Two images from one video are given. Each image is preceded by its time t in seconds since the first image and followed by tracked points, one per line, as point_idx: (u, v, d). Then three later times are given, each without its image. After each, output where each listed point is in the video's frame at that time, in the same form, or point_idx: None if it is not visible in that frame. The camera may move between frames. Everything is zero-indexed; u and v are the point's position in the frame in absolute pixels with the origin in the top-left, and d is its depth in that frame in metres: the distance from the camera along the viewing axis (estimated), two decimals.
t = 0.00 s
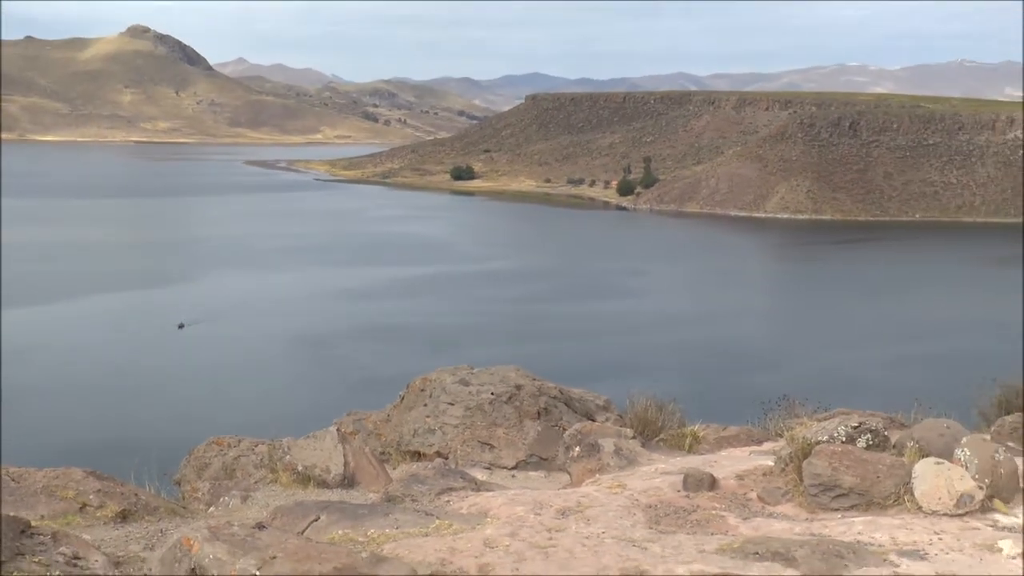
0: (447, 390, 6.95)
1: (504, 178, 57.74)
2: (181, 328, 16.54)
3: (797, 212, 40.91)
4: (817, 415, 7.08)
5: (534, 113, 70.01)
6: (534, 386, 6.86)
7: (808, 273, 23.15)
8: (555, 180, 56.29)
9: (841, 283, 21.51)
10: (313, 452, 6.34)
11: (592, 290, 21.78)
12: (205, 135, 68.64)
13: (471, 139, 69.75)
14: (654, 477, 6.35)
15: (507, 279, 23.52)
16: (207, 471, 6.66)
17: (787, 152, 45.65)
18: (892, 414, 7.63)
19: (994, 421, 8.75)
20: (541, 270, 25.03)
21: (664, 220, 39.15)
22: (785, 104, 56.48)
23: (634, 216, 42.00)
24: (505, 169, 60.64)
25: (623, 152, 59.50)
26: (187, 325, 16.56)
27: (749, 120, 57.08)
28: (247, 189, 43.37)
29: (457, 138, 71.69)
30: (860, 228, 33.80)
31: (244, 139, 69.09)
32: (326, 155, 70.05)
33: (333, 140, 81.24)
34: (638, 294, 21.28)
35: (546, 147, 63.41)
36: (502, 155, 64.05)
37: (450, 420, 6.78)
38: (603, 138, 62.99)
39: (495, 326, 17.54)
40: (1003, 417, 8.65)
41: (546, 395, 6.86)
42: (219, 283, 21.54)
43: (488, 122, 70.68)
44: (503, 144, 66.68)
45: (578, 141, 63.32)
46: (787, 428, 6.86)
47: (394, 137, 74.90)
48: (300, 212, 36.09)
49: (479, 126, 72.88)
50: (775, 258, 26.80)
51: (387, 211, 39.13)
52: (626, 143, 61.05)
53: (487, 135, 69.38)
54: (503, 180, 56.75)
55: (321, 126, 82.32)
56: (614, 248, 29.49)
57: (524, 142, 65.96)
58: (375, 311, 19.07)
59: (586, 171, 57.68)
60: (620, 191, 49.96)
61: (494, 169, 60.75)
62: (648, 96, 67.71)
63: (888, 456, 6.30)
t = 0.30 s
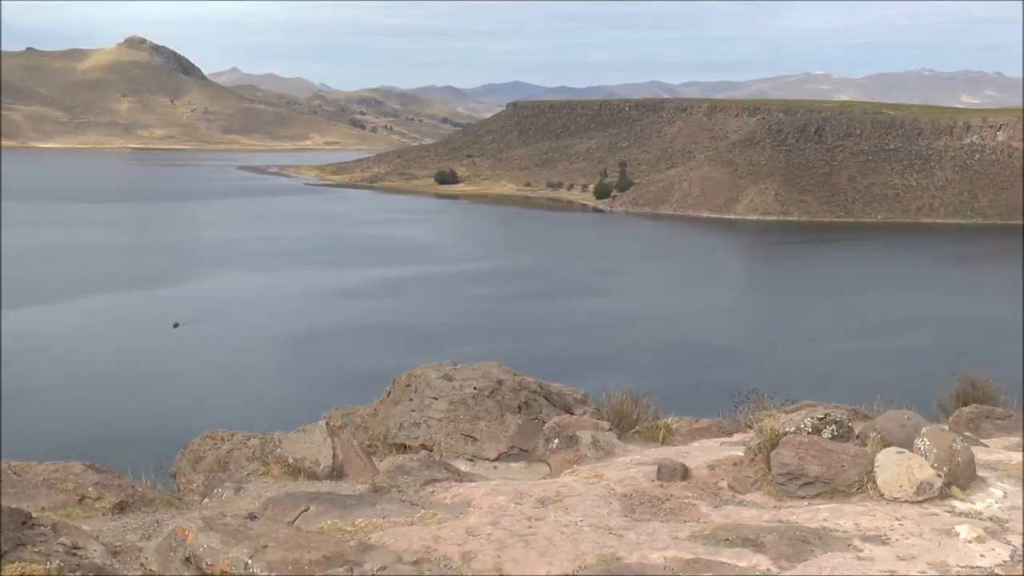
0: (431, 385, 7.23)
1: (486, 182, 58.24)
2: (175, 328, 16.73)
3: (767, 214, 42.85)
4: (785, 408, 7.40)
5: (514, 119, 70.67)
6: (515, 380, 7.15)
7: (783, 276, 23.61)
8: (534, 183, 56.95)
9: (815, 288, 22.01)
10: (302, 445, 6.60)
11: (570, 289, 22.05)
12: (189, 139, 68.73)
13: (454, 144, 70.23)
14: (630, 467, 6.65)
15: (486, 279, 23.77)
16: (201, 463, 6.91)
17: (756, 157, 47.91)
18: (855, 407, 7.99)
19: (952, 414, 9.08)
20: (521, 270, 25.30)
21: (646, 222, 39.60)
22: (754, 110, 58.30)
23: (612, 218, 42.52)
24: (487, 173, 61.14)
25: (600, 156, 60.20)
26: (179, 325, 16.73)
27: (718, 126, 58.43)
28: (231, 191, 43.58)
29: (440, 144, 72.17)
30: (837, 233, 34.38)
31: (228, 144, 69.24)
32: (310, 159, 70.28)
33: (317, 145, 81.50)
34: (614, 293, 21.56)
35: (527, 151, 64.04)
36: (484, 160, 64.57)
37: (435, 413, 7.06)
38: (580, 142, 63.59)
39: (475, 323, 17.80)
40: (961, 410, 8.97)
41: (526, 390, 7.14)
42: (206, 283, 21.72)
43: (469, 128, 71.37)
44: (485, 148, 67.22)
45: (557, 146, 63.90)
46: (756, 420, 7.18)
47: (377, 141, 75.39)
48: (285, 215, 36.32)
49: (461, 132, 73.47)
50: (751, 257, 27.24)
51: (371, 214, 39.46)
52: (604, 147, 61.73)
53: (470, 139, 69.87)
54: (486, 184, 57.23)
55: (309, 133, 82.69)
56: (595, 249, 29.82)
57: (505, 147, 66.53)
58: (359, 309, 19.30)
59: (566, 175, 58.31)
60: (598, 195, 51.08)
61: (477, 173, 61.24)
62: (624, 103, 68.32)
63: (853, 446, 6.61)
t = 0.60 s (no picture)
0: (401, 384, 7.23)
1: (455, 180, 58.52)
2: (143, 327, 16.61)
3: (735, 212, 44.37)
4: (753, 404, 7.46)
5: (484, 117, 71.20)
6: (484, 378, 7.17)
7: (753, 274, 23.91)
8: (503, 182, 57.32)
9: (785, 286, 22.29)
10: (271, 444, 6.58)
11: (537, 287, 22.08)
12: (157, 139, 68.30)
13: (423, 143, 70.49)
14: (599, 465, 6.67)
15: (455, 277, 23.76)
16: (169, 463, 6.89)
17: (724, 155, 49.33)
18: (822, 403, 8.08)
19: (918, 408, 9.14)
20: (489, 268, 25.33)
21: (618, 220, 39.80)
22: (722, 109, 58.59)
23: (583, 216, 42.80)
24: (456, 172, 61.43)
25: (569, 155, 60.66)
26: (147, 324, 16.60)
27: (687, 124, 59.44)
28: (199, 189, 43.41)
29: (409, 142, 72.38)
30: (806, 232, 34.82)
31: (197, 144, 68.83)
32: (280, 159, 70.10)
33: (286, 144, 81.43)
34: (582, 291, 21.63)
35: (495, 150, 64.41)
36: (453, 158, 64.86)
37: (404, 411, 7.06)
38: (549, 141, 64.02)
39: (440, 322, 17.80)
40: (926, 405, 9.05)
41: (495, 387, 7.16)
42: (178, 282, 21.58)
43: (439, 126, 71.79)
44: (454, 147, 67.50)
45: (526, 144, 64.33)
46: (724, 417, 7.23)
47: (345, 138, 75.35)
48: (256, 214, 36.16)
49: (431, 130, 73.77)
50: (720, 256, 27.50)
51: (341, 211, 39.49)
52: (571, 146, 62.42)
53: (438, 139, 70.19)
54: (455, 182, 57.49)
55: (279, 132, 82.61)
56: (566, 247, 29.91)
57: (474, 146, 66.87)
58: (327, 308, 19.24)
59: (534, 172, 58.74)
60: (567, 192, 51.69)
61: (446, 172, 61.49)
62: (592, 101, 68.86)
63: (820, 442, 6.66)
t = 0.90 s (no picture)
0: (368, 383, 7.20)
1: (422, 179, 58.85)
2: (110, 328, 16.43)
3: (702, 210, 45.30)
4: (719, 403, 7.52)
5: (450, 117, 71.74)
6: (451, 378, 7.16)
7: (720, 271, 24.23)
8: (470, 181, 57.75)
9: (753, 283, 22.59)
10: (237, 445, 6.56)
11: (503, 286, 22.10)
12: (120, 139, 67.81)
13: (389, 143, 70.82)
14: (566, 463, 6.68)
15: (421, 276, 23.71)
16: (135, 465, 6.86)
17: (689, 153, 50.51)
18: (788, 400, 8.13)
19: (882, 405, 9.21)
20: (456, 267, 25.33)
21: (586, 219, 40.03)
22: (688, 107, 60.18)
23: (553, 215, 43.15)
24: (422, 171, 61.80)
25: (535, 154, 61.21)
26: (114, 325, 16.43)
27: (652, 123, 60.63)
28: (163, 189, 43.18)
29: (375, 141, 72.60)
30: (773, 231, 35.26)
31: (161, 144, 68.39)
32: (246, 159, 69.90)
33: (251, 145, 81.37)
34: (550, 289, 21.69)
35: (461, 150, 64.86)
36: (419, 157, 65.21)
37: (371, 411, 7.05)
38: (515, 140, 64.61)
39: (408, 322, 17.80)
40: (889, 402, 9.14)
41: (461, 387, 7.16)
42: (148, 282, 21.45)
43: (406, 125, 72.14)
44: (421, 146, 67.87)
45: (492, 143, 64.86)
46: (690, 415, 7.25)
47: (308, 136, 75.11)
48: (223, 214, 36.01)
49: (397, 130, 74.00)
50: (687, 254, 27.80)
51: (308, 211, 39.55)
52: (538, 145, 63.02)
53: (404, 138, 70.47)
54: (421, 182, 57.79)
55: (244, 132, 82.55)
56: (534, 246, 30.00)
57: (440, 145, 67.30)
58: (294, 309, 19.14)
59: (500, 172, 59.27)
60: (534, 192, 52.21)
61: (412, 171, 61.80)
62: (558, 101, 69.52)
63: (787, 439, 6.67)
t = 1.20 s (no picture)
0: (340, 386, 7.19)
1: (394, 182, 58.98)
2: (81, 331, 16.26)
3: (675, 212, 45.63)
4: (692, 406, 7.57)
5: (422, 119, 71.81)
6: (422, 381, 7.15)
7: (692, 274, 24.44)
8: (442, 183, 57.93)
9: (725, 283, 22.78)
10: (209, 449, 6.55)
11: (476, 288, 22.11)
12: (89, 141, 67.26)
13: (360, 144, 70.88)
14: (538, 466, 6.69)
15: (394, 279, 23.64)
16: (106, 470, 6.85)
17: (662, 156, 50.92)
18: (760, 403, 8.20)
19: (853, 406, 9.27)
20: (430, 270, 25.28)
21: (561, 222, 40.11)
22: (660, 110, 61.35)
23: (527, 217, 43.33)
24: (394, 173, 61.93)
25: (508, 156, 61.45)
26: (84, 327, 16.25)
27: (625, 125, 60.98)
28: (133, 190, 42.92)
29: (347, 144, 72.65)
30: (745, 232, 35.53)
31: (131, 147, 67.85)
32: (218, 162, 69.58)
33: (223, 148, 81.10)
34: (523, 291, 21.74)
35: (434, 152, 65.01)
36: (391, 160, 65.33)
37: (344, 414, 7.04)
38: (488, 143, 64.84)
39: (382, 324, 17.77)
40: (860, 403, 9.20)
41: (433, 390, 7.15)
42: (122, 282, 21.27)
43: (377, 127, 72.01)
44: (393, 149, 67.99)
45: (464, 146, 65.01)
46: (662, 418, 7.27)
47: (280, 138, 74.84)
48: (194, 216, 35.80)
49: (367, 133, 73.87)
50: (657, 256, 27.99)
51: (279, 214, 39.51)
52: (511, 148, 63.23)
53: (376, 140, 70.54)
54: (394, 184, 57.90)
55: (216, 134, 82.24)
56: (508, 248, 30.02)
57: (413, 148, 67.48)
58: (268, 312, 19.01)
59: (471, 174, 59.49)
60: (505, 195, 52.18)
61: (385, 173, 61.94)
62: (530, 103, 69.78)
63: (758, 441, 6.70)
